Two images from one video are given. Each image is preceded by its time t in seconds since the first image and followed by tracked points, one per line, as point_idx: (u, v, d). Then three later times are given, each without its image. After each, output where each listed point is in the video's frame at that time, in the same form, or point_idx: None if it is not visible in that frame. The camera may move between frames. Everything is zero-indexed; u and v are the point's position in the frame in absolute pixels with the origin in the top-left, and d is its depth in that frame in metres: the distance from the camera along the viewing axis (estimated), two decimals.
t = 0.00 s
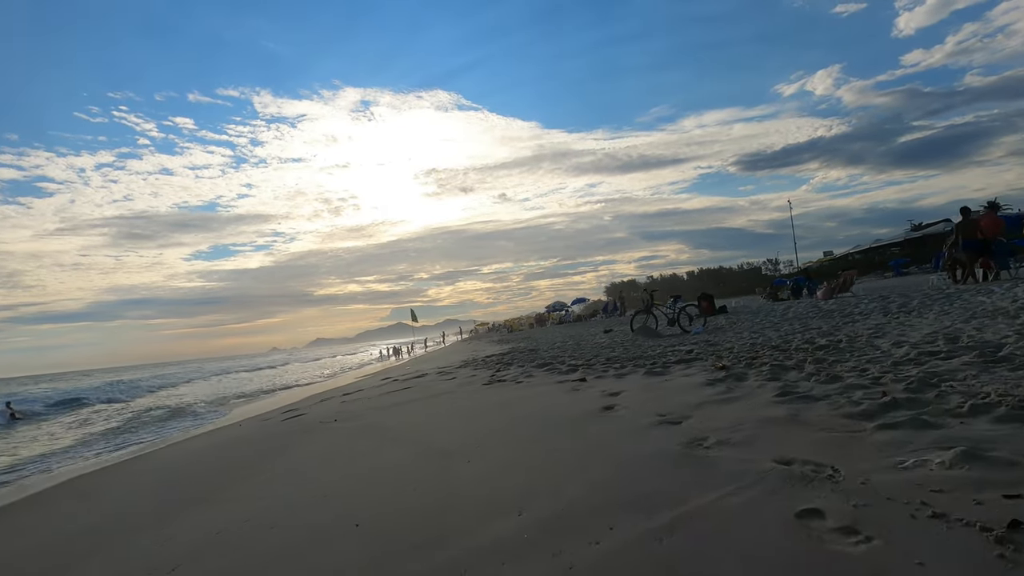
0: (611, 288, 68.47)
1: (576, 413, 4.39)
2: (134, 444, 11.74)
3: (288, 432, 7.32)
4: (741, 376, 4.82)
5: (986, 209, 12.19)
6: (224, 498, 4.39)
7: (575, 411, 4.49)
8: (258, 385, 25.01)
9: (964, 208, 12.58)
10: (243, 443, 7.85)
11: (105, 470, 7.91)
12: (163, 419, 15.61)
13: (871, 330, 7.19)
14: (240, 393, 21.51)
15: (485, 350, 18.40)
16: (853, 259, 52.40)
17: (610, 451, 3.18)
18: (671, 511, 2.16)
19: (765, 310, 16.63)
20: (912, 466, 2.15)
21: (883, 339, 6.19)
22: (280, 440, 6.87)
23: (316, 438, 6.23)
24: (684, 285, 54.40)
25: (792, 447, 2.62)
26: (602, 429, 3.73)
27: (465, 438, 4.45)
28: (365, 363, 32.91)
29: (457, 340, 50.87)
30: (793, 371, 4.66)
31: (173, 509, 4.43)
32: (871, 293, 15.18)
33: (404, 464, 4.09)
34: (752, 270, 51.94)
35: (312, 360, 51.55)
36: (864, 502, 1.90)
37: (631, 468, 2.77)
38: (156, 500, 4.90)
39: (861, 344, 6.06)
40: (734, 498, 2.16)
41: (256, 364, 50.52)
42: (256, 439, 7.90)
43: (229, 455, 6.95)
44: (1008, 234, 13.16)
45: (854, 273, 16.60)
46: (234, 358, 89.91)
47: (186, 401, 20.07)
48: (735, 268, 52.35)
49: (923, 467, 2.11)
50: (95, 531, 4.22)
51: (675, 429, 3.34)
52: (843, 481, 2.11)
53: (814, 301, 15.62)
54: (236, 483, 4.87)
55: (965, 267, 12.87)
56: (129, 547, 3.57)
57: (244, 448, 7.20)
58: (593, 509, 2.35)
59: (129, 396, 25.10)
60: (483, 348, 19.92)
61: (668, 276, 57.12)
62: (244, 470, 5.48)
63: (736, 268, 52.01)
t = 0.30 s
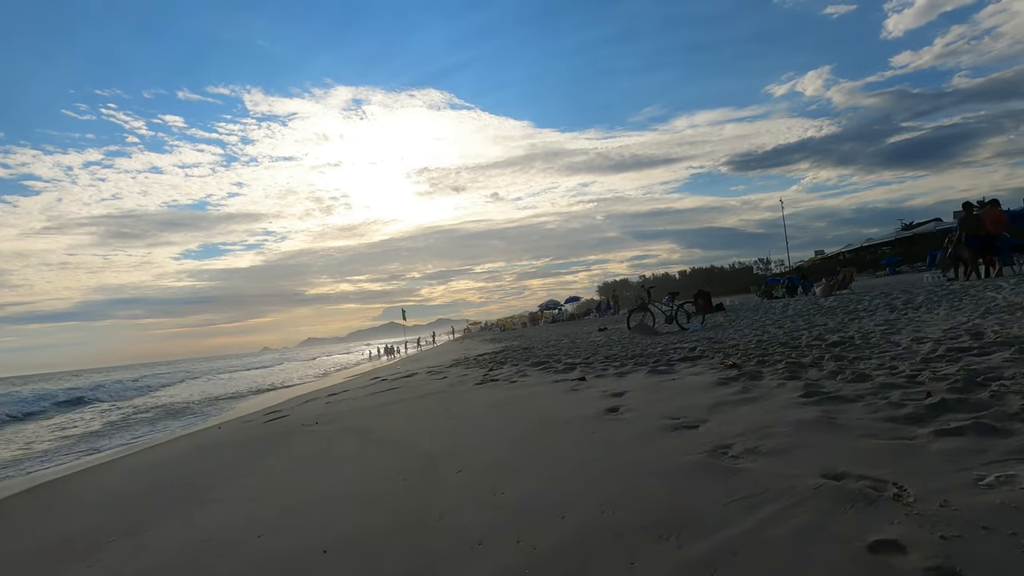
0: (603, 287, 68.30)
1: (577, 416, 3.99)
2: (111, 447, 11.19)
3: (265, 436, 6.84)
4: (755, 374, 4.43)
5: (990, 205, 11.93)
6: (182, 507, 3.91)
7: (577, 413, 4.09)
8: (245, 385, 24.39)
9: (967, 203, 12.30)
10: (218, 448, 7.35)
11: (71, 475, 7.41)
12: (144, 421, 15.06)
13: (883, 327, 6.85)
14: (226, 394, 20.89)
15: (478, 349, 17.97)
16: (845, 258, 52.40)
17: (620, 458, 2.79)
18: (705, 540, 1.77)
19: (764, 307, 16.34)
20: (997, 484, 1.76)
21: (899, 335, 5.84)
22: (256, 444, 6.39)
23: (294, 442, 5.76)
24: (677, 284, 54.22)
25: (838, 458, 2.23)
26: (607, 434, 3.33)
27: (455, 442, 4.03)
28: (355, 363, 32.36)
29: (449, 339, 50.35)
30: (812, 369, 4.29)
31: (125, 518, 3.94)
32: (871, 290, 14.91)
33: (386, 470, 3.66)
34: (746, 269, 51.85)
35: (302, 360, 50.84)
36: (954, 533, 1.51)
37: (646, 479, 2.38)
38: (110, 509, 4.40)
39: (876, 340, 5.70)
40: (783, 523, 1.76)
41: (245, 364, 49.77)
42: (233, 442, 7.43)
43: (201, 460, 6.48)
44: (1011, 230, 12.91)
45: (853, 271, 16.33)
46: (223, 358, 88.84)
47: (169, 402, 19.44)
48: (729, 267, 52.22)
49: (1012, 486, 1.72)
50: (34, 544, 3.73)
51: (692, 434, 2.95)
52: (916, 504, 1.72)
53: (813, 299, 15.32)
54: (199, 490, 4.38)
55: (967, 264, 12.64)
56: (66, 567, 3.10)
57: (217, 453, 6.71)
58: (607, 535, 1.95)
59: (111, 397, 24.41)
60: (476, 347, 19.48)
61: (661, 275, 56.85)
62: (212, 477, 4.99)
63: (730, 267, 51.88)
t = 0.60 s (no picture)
0: (596, 288, 68.20)
1: (587, 431, 3.63)
2: (87, 456, 10.68)
3: (245, 448, 6.38)
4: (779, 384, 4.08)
5: (997, 204, 11.68)
6: (145, 543, 3.47)
7: (586, 428, 3.72)
8: (232, 388, 23.82)
9: (973, 203, 12.06)
10: (197, 459, 6.89)
11: (39, 488, 6.93)
12: (124, 426, 14.50)
13: (900, 331, 6.54)
14: (212, 397, 20.35)
15: (471, 351, 17.55)
16: (839, 259, 52.43)
17: (646, 495, 2.42)
18: None
19: (763, 309, 16.05)
20: None
21: (921, 341, 5.54)
22: (234, 458, 5.93)
23: (276, 457, 5.33)
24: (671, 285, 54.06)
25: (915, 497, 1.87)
26: (625, 458, 2.97)
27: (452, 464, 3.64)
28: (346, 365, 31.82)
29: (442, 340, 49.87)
30: (842, 379, 3.94)
31: (78, 556, 3.50)
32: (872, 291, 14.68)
33: (375, 500, 3.26)
34: (740, 270, 51.79)
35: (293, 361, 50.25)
36: None
37: (684, 531, 2.02)
38: (65, 540, 3.94)
39: (900, 345, 5.35)
40: None
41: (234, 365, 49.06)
42: (213, 453, 6.99)
43: (176, 473, 6.04)
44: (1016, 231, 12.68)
45: (854, 272, 16.09)
46: (213, 359, 87.84)
47: (153, 406, 18.85)
48: (723, 269, 52.08)
49: None
50: None
51: (725, 458, 2.60)
52: None
53: (814, 300, 15.04)
54: (167, 519, 3.94)
55: (974, 264, 12.41)
56: None
57: (196, 464, 6.29)
58: None
59: (93, 399, 23.73)
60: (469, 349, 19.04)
61: (656, 276, 56.68)
62: (184, 498, 4.55)
63: (724, 269, 51.74)
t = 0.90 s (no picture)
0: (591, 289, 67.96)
1: (595, 430, 3.28)
2: (64, 458, 10.21)
3: (220, 451, 5.91)
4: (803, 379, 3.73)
5: (1006, 201, 11.41)
6: (96, 553, 3.05)
7: (593, 427, 3.36)
8: (222, 388, 23.30)
9: (981, 199, 11.80)
10: (171, 462, 6.43)
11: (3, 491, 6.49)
12: (105, 428, 13.98)
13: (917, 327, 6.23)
14: (200, 398, 19.85)
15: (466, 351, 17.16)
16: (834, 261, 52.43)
17: (669, 503, 2.03)
18: None
19: (764, 308, 15.75)
20: None
21: (944, 336, 5.22)
22: (207, 462, 5.47)
23: (252, 459, 4.89)
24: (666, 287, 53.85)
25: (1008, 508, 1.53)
26: (639, 461, 2.58)
27: (444, 467, 3.23)
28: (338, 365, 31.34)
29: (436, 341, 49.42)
30: (872, 373, 3.60)
31: (14, 569, 3.05)
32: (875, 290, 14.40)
33: (357, 506, 2.87)
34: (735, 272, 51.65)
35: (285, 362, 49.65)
36: None
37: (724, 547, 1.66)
38: (8, 548, 3.51)
39: (924, 340, 5.02)
40: None
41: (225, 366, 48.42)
42: (190, 455, 6.58)
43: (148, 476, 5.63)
44: None
45: (856, 271, 15.83)
46: (204, 360, 86.88)
47: (138, 407, 18.34)
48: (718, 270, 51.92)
49: None
50: None
51: (760, 464, 2.23)
52: None
53: (815, 299, 14.75)
54: (120, 528, 3.49)
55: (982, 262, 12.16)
56: None
57: (171, 466, 5.89)
58: None
59: (73, 400, 23.00)
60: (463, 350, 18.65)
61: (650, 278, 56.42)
62: (145, 504, 4.09)
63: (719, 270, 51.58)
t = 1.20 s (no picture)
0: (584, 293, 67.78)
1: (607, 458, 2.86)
2: (33, 468, 9.66)
3: (191, 469, 5.43)
4: (838, 397, 3.31)
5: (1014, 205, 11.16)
6: None
7: (604, 454, 2.94)
8: (207, 393, 22.75)
9: (987, 203, 11.57)
10: (139, 479, 5.93)
11: None
12: (82, 435, 13.44)
13: (938, 335, 5.87)
14: (184, 403, 19.27)
15: (459, 356, 16.70)
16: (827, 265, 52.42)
17: (710, 569, 1.63)
18: None
19: (763, 313, 15.42)
20: None
21: (974, 346, 4.85)
22: (175, 482, 5.00)
23: (222, 481, 4.43)
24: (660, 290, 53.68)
25: None
26: (664, 501, 2.16)
27: (432, 507, 2.79)
28: (329, 369, 30.84)
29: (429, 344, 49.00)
30: (918, 392, 3.19)
31: None
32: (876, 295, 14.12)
33: (331, 558, 2.43)
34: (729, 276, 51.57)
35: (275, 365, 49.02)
36: None
37: None
38: None
39: (956, 351, 4.63)
40: None
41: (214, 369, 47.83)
42: (160, 471, 6.08)
43: (109, 495, 5.13)
44: None
45: (857, 276, 15.57)
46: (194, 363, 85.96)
47: (121, 413, 17.79)
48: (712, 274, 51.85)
49: None
50: None
51: (820, 514, 1.82)
52: None
53: (816, 304, 14.47)
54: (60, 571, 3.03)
55: (989, 267, 11.89)
56: None
57: (135, 485, 5.39)
58: None
59: (50, 404, 22.23)
60: (456, 354, 18.21)
61: (644, 281, 56.19)
62: (97, 534, 3.63)
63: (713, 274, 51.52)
